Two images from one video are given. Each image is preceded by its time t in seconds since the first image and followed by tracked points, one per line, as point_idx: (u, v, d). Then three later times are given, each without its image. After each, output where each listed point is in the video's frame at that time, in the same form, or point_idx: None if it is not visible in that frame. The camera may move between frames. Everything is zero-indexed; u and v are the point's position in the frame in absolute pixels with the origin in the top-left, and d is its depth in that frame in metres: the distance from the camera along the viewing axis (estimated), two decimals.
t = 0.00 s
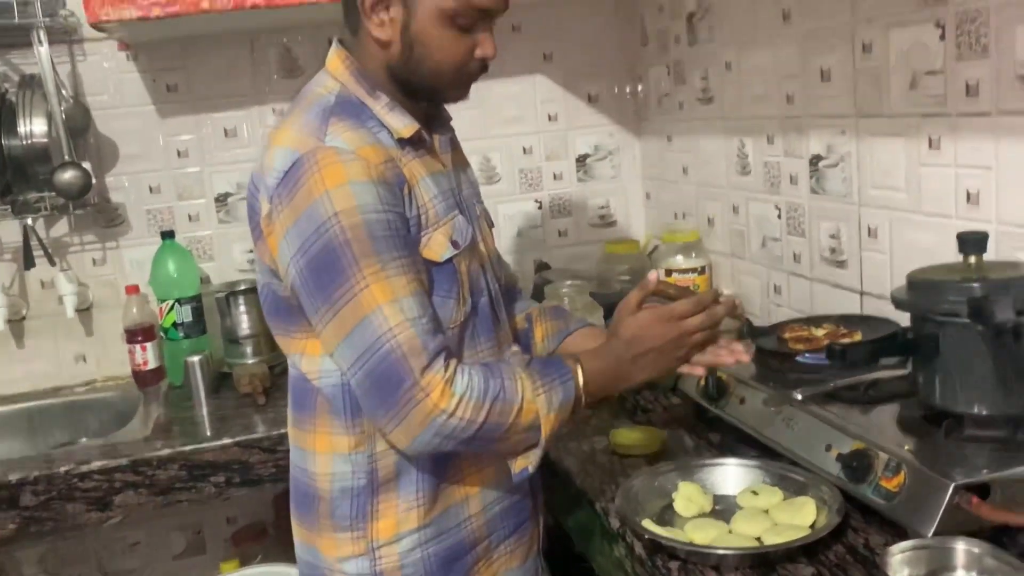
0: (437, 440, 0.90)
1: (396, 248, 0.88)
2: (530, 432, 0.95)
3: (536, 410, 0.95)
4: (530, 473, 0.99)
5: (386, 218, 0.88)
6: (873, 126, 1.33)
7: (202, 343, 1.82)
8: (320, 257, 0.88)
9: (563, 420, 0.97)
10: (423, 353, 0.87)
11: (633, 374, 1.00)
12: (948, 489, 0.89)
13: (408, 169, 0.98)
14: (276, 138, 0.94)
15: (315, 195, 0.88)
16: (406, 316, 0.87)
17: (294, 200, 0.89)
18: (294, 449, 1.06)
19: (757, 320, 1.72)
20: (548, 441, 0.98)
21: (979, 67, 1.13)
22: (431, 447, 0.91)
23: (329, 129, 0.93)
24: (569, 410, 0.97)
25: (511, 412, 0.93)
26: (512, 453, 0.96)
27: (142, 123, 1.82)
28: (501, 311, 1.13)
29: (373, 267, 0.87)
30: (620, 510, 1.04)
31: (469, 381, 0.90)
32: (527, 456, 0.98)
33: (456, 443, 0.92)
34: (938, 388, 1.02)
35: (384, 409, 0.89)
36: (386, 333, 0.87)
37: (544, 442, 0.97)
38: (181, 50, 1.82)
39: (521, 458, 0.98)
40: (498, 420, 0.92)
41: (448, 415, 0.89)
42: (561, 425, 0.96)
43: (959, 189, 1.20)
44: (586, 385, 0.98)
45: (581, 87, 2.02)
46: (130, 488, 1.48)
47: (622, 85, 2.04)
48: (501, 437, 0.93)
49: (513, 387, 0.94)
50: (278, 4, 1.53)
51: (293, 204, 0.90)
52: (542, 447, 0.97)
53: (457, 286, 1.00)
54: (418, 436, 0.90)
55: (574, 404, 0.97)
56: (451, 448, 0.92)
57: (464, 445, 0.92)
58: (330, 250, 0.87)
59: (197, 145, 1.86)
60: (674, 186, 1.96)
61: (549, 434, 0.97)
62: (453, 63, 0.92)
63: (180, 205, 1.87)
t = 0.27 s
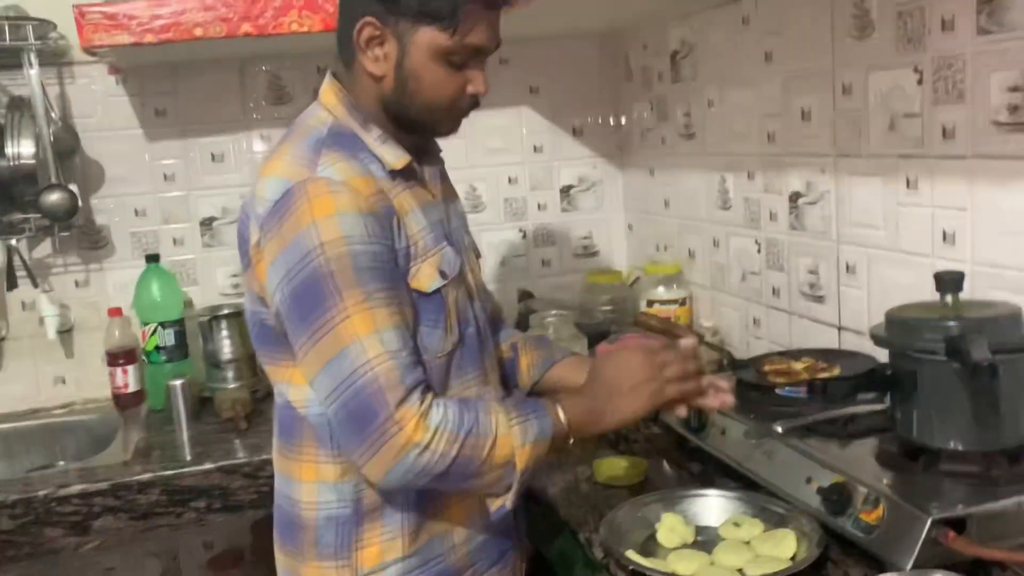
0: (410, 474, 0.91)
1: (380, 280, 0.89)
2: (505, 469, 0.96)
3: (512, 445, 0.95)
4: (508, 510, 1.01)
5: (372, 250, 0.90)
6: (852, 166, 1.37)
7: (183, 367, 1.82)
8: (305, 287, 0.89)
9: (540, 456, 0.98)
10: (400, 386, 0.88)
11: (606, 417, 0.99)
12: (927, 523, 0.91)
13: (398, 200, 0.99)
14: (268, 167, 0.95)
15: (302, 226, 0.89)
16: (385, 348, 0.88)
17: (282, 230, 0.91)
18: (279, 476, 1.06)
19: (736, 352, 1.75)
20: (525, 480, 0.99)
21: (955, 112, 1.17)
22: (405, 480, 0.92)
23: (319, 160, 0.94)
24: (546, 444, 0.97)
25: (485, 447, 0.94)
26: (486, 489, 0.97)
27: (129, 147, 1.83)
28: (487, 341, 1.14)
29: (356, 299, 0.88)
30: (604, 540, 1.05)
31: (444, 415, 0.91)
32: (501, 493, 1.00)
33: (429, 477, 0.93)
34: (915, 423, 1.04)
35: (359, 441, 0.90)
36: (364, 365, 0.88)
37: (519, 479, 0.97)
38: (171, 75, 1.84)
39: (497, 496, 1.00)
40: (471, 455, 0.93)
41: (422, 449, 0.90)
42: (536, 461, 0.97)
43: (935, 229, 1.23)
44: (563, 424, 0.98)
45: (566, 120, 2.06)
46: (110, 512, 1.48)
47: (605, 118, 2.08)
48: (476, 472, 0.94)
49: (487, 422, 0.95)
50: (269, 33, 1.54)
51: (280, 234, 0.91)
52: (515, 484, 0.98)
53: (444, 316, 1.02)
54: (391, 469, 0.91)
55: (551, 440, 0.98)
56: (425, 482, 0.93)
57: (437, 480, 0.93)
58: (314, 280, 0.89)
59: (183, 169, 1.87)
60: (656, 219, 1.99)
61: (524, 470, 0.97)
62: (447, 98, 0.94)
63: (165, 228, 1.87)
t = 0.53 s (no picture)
0: (387, 502, 0.91)
1: (374, 304, 0.90)
2: (478, 501, 0.96)
3: (486, 479, 0.96)
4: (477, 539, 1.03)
5: (367, 274, 0.90)
6: (841, 199, 1.39)
7: (170, 385, 1.81)
8: (298, 308, 0.89)
9: (512, 489, 0.99)
10: (385, 413, 0.89)
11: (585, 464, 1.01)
12: (913, 554, 0.92)
13: (395, 225, 1.00)
14: (268, 187, 0.96)
15: (300, 247, 0.90)
16: (375, 373, 0.88)
17: (279, 250, 0.91)
18: (267, 497, 1.06)
19: (723, 380, 1.76)
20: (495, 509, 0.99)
21: (943, 149, 1.19)
22: (381, 508, 0.92)
23: (320, 182, 0.95)
24: (519, 479, 0.98)
25: (460, 479, 0.94)
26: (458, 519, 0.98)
27: (121, 163, 1.83)
28: (479, 366, 1.14)
29: (350, 323, 0.88)
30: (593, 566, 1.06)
31: (425, 444, 0.92)
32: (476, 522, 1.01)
33: (404, 506, 0.93)
34: (902, 455, 1.06)
35: (337, 467, 0.91)
36: (352, 390, 0.88)
37: (490, 511, 0.98)
38: (166, 93, 1.84)
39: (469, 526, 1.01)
40: (447, 485, 0.93)
41: (400, 478, 0.90)
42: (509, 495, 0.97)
43: (922, 263, 1.25)
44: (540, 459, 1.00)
45: (557, 147, 2.08)
46: (93, 531, 1.47)
47: (596, 146, 2.10)
48: (450, 503, 0.95)
49: (465, 453, 0.95)
50: (266, 55, 1.55)
51: (277, 253, 0.91)
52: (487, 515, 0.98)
53: (437, 341, 1.02)
54: (367, 497, 0.91)
55: (524, 473, 0.99)
56: (400, 510, 0.93)
57: (411, 509, 0.94)
58: (309, 302, 0.89)
59: (175, 187, 1.87)
60: (645, 246, 2.00)
61: (495, 504, 0.98)
62: (445, 126, 0.96)
63: (155, 246, 1.87)
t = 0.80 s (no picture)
0: (389, 504, 0.91)
1: (374, 307, 0.90)
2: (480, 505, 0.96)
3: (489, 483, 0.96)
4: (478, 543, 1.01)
5: (368, 278, 0.90)
6: (835, 212, 1.40)
7: (161, 389, 1.81)
8: (298, 310, 0.89)
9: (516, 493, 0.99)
10: (387, 415, 0.89)
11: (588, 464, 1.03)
12: (905, 565, 0.93)
13: (395, 229, 1.00)
14: (267, 190, 0.96)
15: (301, 249, 0.90)
16: (375, 375, 0.89)
17: (279, 252, 0.91)
18: (256, 500, 1.05)
19: (716, 391, 1.76)
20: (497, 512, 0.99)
21: (936, 163, 1.20)
22: (383, 510, 0.92)
23: (320, 185, 0.95)
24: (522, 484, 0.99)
25: (463, 482, 0.94)
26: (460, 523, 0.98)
27: (116, 166, 1.83)
28: (473, 373, 1.14)
29: (350, 325, 0.88)
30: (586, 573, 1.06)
31: (428, 447, 0.92)
32: (475, 523, 1.00)
33: (407, 508, 0.92)
34: (893, 466, 1.06)
35: (340, 468, 0.90)
36: (353, 392, 0.88)
37: (494, 513, 0.98)
38: (163, 96, 1.84)
39: (469, 527, 1.00)
40: (450, 488, 0.93)
41: (404, 480, 0.90)
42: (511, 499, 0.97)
43: (914, 276, 1.26)
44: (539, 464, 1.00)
45: (553, 157, 2.09)
46: (81, 534, 1.46)
47: (591, 157, 2.11)
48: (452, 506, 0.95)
49: (469, 457, 0.95)
50: (264, 59, 1.56)
51: (277, 255, 0.91)
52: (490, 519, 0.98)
53: (433, 346, 1.02)
54: (370, 498, 0.91)
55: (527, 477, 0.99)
56: (402, 513, 0.93)
57: (414, 511, 0.93)
58: (309, 304, 0.89)
59: (170, 191, 1.87)
60: (639, 257, 2.01)
61: (498, 508, 0.98)
62: (448, 134, 0.96)
63: (149, 249, 1.87)
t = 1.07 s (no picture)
0: (387, 502, 0.91)
1: (371, 306, 0.90)
2: (478, 505, 0.97)
3: (487, 483, 0.96)
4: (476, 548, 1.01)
5: (365, 277, 0.91)
6: (829, 213, 1.41)
7: (156, 390, 1.81)
8: (296, 308, 0.90)
9: (514, 495, 0.99)
10: (385, 413, 0.89)
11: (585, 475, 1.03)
12: (898, 563, 0.93)
13: (391, 229, 1.00)
14: (264, 188, 0.96)
15: (298, 248, 0.90)
16: (372, 374, 0.89)
17: (277, 251, 0.91)
18: (253, 499, 1.05)
19: (710, 391, 1.77)
20: (496, 517, 0.99)
21: (930, 164, 1.21)
22: (380, 509, 0.92)
23: (318, 184, 0.95)
24: (519, 485, 0.99)
25: (462, 482, 0.95)
26: (458, 523, 0.98)
27: (111, 166, 1.83)
28: (469, 372, 1.15)
29: (347, 324, 0.89)
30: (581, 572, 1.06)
31: (426, 446, 0.92)
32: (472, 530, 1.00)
33: (405, 507, 0.93)
34: (887, 465, 1.07)
35: (338, 466, 0.91)
36: (351, 390, 0.88)
37: (491, 516, 0.98)
38: (158, 97, 1.84)
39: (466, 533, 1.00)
40: (449, 488, 0.94)
41: (402, 478, 0.90)
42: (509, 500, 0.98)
43: (908, 277, 1.27)
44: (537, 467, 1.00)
45: (548, 158, 2.09)
46: (76, 534, 1.45)
47: (586, 158, 2.12)
48: (451, 506, 0.95)
49: (467, 458, 0.95)
50: (260, 60, 1.56)
51: (275, 254, 0.91)
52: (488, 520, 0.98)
53: (429, 345, 1.02)
54: (368, 497, 0.91)
55: (524, 481, 0.99)
56: (400, 512, 0.93)
57: (412, 511, 0.93)
58: (307, 302, 0.89)
59: (165, 191, 1.87)
60: (634, 258, 2.01)
61: (496, 509, 0.98)
62: (447, 135, 0.96)
63: (143, 249, 1.87)
